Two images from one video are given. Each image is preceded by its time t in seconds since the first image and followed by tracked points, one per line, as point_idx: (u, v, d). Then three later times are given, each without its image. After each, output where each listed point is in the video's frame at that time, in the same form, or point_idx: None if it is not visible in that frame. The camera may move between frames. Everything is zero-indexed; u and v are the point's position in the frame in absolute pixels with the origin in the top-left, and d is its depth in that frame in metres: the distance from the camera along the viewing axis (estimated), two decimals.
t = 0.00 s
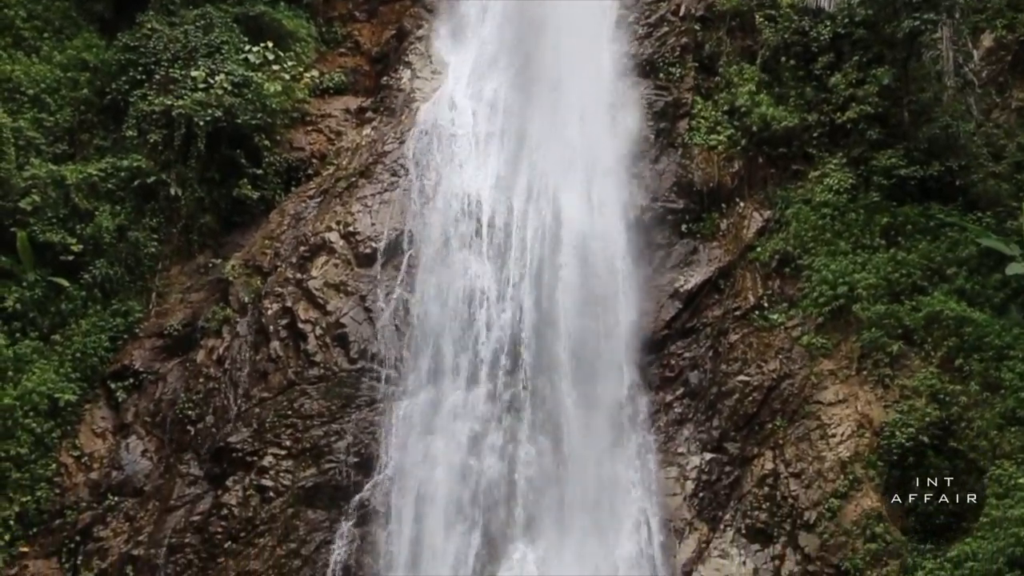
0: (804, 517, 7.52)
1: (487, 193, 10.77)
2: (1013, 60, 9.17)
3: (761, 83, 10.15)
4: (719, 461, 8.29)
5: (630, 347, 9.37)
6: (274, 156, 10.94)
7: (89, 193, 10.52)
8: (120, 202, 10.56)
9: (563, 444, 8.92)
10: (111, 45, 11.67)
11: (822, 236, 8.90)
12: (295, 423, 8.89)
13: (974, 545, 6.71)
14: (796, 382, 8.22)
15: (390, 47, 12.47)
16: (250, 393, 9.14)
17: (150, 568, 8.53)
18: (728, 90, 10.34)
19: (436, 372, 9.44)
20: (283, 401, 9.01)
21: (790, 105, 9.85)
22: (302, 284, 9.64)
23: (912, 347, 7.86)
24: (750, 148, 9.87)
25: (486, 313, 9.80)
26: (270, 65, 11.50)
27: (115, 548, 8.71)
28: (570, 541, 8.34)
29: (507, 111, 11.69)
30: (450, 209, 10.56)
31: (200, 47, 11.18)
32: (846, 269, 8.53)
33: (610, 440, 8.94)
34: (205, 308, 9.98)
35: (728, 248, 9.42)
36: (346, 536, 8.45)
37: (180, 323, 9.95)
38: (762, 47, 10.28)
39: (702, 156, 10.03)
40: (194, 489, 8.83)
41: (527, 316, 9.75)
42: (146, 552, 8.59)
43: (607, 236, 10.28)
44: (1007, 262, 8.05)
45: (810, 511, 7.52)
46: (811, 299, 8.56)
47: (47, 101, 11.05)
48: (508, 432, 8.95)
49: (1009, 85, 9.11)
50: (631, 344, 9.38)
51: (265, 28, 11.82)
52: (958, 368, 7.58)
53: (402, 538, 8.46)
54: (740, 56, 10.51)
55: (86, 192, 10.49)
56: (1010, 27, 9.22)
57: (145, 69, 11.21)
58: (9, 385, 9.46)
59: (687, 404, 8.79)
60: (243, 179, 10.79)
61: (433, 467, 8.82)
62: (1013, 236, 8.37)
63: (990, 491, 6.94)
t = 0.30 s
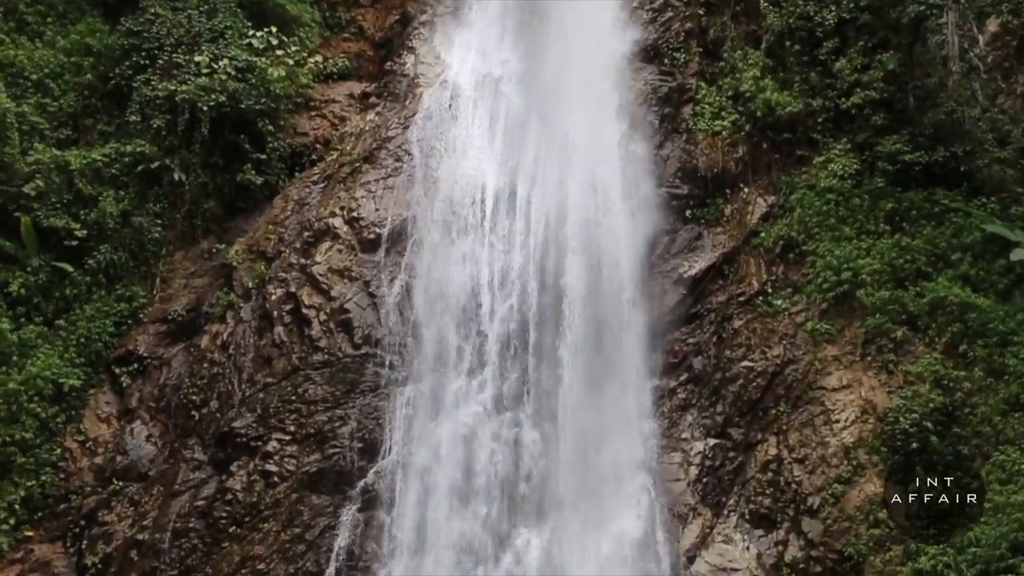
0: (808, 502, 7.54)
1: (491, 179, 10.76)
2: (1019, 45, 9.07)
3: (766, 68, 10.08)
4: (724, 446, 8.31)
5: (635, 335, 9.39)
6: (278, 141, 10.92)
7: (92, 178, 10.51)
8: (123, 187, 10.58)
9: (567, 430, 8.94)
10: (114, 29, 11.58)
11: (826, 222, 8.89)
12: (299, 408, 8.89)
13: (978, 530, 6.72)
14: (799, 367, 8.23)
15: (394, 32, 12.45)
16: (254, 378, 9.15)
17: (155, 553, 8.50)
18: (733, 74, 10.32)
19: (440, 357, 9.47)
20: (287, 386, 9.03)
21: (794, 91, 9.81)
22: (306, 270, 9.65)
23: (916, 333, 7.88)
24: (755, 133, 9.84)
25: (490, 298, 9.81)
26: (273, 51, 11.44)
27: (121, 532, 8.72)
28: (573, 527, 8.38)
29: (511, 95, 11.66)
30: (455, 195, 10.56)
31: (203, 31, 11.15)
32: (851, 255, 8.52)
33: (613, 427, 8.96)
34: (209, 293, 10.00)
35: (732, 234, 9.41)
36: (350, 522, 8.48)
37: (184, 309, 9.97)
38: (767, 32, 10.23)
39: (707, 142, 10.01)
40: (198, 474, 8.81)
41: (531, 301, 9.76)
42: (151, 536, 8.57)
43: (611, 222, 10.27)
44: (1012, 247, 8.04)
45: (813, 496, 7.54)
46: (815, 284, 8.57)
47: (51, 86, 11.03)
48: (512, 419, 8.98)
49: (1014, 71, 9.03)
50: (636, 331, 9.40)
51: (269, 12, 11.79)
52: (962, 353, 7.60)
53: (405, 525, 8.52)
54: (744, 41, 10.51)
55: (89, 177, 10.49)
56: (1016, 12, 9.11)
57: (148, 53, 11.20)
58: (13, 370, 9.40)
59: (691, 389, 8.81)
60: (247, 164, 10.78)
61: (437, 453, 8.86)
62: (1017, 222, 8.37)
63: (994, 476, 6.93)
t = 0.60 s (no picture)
0: (811, 488, 7.55)
1: (494, 164, 10.76)
2: None
3: (770, 53, 10.00)
4: (727, 432, 8.33)
5: (639, 322, 9.44)
6: (281, 126, 10.94)
7: (96, 162, 10.48)
8: (127, 171, 10.56)
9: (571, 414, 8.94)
10: (117, 12, 11.51)
11: (830, 207, 8.87)
12: (303, 392, 8.92)
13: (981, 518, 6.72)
14: (802, 353, 8.23)
15: (397, 17, 12.48)
16: (257, 362, 9.19)
17: (159, 536, 8.58)
18: (737, 59, 10.26)
19: (443, 342, 9.48)
20: (290, 370, 9.06)
21: (798, 76, 9.73)
22: (310, 254, 9.66)
23: (919, 318, 7.88)
24: (758, 119, 9.80)
25: (493, 283, 9.82)
26: (277, 35, 11.37)
27: (125, 516, 8.75)
28: (577, 511, 8.40)
29: (515, 82, 11.65)
30: (458, 180, 10.55)
31: (206, 16, 11.09)
32: (854, 241, 8.49)
33: (617, 412, 8.99)
34: (213, 278, 10.03)
35: (735, 220, 9.41)
36: (354, 507, 8.51)
37: (187, 293, 10.01)
38: (772, 16, 10.07)
39: (710, 127, 10.01)
40: (202, 458, 8.85)
41: (534, 286, 9.76)
42: (155, 520, 8.64)
43: (615, 210, 10.29)
44: (1015, 233, 8.06)
45: (816, 482, 7.55)
46: (819, 270, 8.56)
47: (54, 70, 11.02)
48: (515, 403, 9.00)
49: (1020, 55, 8.93)
50: (640, 319, 9.45)
51: None
52: (965, 339, 7.61)
53: (409, 509, 8.54)
54: (748, 26, 10.34)
55: (93, 161, 10.46)
56: None
57: (151, 37, 11.14)
58: (16, 354, 9.43)
59: (694, 374, 8.84)
60: (250, 149, 10.80)
61: (441, 437, 8.90)
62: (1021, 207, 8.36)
63: (997, 461, 6.94)
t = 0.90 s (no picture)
0: (814, 472, 7.56)
1: (496, 148, 10.73)
2: None
3: (773, 37, 9.96)
4: (730, 416, 8.34)
5: (642, 306, 9.43)
6: (283, 111, 10.88)
7: (98, 147, 10.50)
8: (129, 156, 10.56)
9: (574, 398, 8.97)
10: None
11: (832, 191, 8.89)
12: (306, 377, 8.93)
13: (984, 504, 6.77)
14: (805, 338, 8.25)
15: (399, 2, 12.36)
16: (260, 348, 9.19)
17: (162, 521, 8.57)
18: (739, 44, 10.17)
19: (446, 327, 9.52)
20: (293, 355, 9.06)
21: (801, 60, 9.72)
22: (312, 239, 9.66)
23: (922, 303, 7.89)
24: (761, 103, 9.77)
25: (496, 267, 9.83)
26: (279, 20, 11.28)
27: (128, 501, 8.75)
28: (579, 495, 8.42)
29: (517, 67, 11.62)
30: (460, 166, 10.54)
31: None
32: (857, 225, 8.51)
33: (619, 395, 8.99)
34: (215, 263, 10.03)
35: (738, 204, 9.39)
36: (357, 491, 8.52)
37: (190, 279, 9.99)
38: None
39: (713, 112, 9.95)
40: (206, 443, 8.86)
41: (537, 270, 9.76)
42: (158, 505, 8.62)
43: (617, 194, 10.26)
44: (1019, 217, 8.04)
45: (818, 466, 7.56)
46: (821, 255, 8.58)
47: (56, 55, 11.03)
48: (518, 388, 9.03)
49: None
50: (643, 303, 9.44)
51: None
52: (969, 324, 7.61)
53: (412, 494, 8.58)
54: (751, 10, 10.25)
55: (95, 146, 10.49)
56: None
57: (153, 22, 11.13)
58: (21, 339, 9.53)
59: (696, 358, 8.86)
60: (252, 134, 10.76)
61: (443, 421, 8.92)
62: None
63: (999, 445, 6.96)
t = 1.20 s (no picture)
0: (815, 456, 7.60)
1: (498, 134, 10.72)
2: None
3: (775, 22, 10.04)
4: (732, 401, 8.37)
5: (645, 291, 9.41)
6: (284, 95, 10.93)
7: (100, 132, 10.46)
8: (130, 142, 10.51)
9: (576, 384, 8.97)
10: None
11: (835, 175, 8.89)
12: (308, 362, 8.96)
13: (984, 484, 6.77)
14: (808, 322, 8.27)
15: None
16: (263, 333, 9.22)
17: (165, 506, 8.57)
18: (740, 28, 10.26)
19: (448, 313, 9.51)
20: (295, 341, 9.09)
21: (803, 44, 9.76)
22: (314, 225, 9.70)
23: (925, 287, 7.89)
24: (763, 87, 9.80)
25: (497, 253, 9.83)
26: (280, 5, 11.39)
27: (132, 487, 8.75)
28: (582, 480, 8.41)
29: (518, 54, 11.59)
30: (462, 152, 10.52)
31: None
32: (859, 209, 8.50)
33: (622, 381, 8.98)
34: (218, 249, 10.06)
35: (740, 188, 9.41)
36: (359, 476, 8.52)
37: (192, 264, 10.02)
38: None
39: (715, 96, 9.91)
40: (209, 429, 8.90)
41: (539, 256, 9.76)
42: (161, 491, 8.63)
43: (620, 181, 10.24)
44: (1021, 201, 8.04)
45: (821, 450, 7.60)
46: (824, 239, 8.58)
47: (57, 41, 11.00)
48: (520, 374, 9.04)
49: None
50: (645, 288, 9.42)
51: None
52: (971, 308, 7.62)
53: (415, 479, 8.55)
54: None
55: (96, 132, 10.44)
56: None
57: (154, 7, 11.13)
58: (24, 325, 9.49)
59: (698, 343, 8.87)
60: (254, 119, 10.78)
61: (446, 407, 8.92)
62: None
63: (1001, 429, 6.97)
